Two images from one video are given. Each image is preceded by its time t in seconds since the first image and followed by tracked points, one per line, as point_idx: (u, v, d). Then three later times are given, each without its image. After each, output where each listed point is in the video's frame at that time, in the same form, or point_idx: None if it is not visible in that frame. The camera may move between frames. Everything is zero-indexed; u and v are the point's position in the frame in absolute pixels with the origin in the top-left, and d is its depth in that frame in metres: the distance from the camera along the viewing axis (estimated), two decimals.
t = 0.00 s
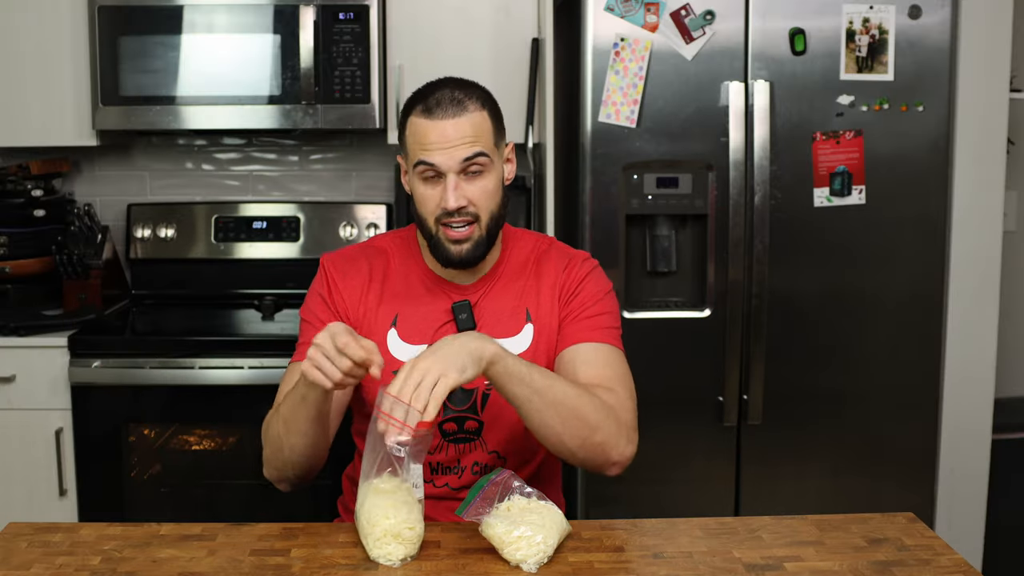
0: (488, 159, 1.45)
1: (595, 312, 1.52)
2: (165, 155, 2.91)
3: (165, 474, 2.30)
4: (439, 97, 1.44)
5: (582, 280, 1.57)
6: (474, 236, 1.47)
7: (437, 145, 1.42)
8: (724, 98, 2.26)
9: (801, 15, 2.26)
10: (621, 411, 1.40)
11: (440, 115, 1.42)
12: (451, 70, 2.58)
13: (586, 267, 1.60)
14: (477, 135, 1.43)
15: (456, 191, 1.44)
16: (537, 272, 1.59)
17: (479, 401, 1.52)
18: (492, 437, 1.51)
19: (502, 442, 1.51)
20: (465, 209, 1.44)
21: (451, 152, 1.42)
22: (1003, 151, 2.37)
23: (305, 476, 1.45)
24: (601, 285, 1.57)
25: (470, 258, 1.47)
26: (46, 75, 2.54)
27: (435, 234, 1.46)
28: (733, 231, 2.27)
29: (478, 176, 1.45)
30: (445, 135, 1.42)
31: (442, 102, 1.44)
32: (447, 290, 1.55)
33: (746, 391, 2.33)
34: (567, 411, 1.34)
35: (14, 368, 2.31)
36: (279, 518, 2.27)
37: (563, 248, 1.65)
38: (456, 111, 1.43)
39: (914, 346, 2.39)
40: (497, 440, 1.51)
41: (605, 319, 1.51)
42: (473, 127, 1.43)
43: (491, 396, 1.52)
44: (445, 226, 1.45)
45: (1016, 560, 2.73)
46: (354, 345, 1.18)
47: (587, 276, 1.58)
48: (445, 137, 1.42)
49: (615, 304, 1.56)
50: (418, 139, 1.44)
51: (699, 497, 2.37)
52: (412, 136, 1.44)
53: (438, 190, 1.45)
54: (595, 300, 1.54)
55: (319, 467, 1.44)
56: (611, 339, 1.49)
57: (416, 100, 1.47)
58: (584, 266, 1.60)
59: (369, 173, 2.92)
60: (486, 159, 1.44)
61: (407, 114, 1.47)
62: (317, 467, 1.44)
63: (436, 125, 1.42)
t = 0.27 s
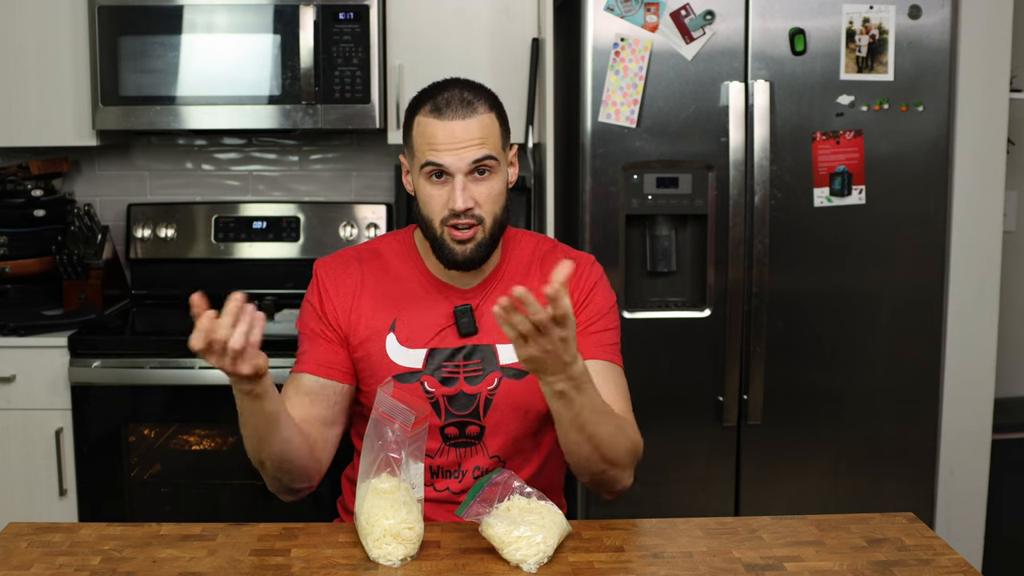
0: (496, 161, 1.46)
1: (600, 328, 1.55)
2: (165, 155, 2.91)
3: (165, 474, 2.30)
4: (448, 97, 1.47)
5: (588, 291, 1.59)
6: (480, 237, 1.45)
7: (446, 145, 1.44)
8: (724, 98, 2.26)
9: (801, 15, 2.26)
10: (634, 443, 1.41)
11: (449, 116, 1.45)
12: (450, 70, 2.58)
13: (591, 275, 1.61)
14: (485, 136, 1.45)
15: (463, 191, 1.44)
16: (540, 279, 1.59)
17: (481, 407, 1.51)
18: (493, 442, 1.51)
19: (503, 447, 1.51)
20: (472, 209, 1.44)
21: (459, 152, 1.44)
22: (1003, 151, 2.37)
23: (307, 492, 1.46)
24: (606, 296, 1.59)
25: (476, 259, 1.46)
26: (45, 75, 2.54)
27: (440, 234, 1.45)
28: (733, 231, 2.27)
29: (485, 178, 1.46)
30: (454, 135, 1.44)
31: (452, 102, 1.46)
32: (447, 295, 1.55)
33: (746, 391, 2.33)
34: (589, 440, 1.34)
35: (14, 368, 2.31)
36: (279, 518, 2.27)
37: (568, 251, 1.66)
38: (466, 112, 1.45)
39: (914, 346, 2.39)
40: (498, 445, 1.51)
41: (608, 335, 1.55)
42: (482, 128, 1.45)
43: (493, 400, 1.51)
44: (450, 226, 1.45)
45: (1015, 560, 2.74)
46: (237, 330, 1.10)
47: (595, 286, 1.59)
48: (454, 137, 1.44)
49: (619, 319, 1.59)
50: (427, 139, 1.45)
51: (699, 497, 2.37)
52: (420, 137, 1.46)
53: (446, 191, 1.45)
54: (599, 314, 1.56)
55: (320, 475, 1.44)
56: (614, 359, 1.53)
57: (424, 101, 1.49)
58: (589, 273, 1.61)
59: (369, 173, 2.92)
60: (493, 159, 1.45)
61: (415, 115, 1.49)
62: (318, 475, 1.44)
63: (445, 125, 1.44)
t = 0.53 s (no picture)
0: (502, 169, 1.46)
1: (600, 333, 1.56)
2: (165, 155, 2.91)
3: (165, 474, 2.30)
4: (454, 102, 1.47)
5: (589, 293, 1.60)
6: (482, 242, 1.46)
7: (451, 151, 1.44)
8: (724, 98, 2.26)
9: (800, 15, 2.25)
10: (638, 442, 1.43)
11: (454, 121, 1.45)
12: (450, 70, 2.58)
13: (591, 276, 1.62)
14: (490, 143, 1.45)
15: (468, 198, 1.44)
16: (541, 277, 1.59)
17: (481, 406, 1.51)
18: (492, 441, 1.51)
19: (503, 446, 1.51)
20: (476, 215, 1.44)
21: (464, 158, 1.44)
22: (1003, 151, 2.37)
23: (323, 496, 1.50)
24: (609, 300, 1.60)
25: (477, 263, 1.46)
26: (45, 75, 2.54)
27: (443, 238, 1.46)
28: (733, 231, 2.27)
29: (490, 185, 1.46)
30: (459, 141, 1.44)
31: (458, 106, 1.46)
32: (447, 294, 1.55)
33: (746, 391, 2.33)
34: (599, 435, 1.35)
35: (14, 368, 2.31)
36: (280, 518, 2.27)
37: (569, 253, 1.67)
38: (471, 117, 1.45)
39: (914, 346, 2.39)
40: (497, 444, 1.51)
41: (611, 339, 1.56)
42: (488, 134, 1.45)
43: (492, 400, 1.51)
44: (453, 231, 1.45)
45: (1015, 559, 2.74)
46: (232, 296, 1.11)
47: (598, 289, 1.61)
48: (459, 143, 1.44)
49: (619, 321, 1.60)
50: (431, 144, 1.45)
51: (699, 497, 2.37)
52: (425, 141, 1.46)
53: (450, 196, 1.45)
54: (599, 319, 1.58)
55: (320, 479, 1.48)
56: (614, 362, 1.54)
57: (429, 102, 1.49)
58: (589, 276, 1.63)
59: (369, 173, 2.92)
60: (499, 166, 1.45)
61: (419, 117, 1.49)
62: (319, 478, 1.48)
63: (450, 130, 1.44)
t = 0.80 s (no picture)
0: (507, 160, 1.46)
1: (597, 340, 1.57)
2: (165, 155, 2.91)
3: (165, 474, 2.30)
4: (463, 94, 1.47)
5: (587, 298, 1.59)
6: (486, 234, 1.46)
7: (459, 139, 1.44)
8: (724, 98, 2.26)
9: (800, 15, 2.25)
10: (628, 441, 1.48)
11: (464, 111, 1.45)
12: (451, 70, 2.58)
13: (590, 282, 1.61)
14: (498, 134, 1.45)
15: (474, 187, 1.44)
16: (539, 281, 1.59)
17: (477, 409, 1.53)
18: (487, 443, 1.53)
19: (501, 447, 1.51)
20: (480, 205, 1.45)
21: (473, 147, 1.44)
22: (1003, 151, 2.37)
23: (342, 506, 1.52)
24: (607, 306, 1.60)
25: (480, 255, 1.47)
26: (45, 75, 2.54)
27: (447, 229, 1.46)
28: (733, 231, 2.27)
29: (496, 176, 1.46)
30: (467, 130, 1.44)
31: (467, 97, 1.46)
32: (445, 295, 1.55)
33: (746, 391, 2.33)
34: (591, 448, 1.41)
35: (14, 368, 2.31)
36: (280, 518, 2.27)
37: (569, 255, 1.66)
38: (480, 108, 1.45)
39: (914, 346, 2.39)
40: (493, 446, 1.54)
41: (608, 348, 1.57)
42: (496, 125, 1.45)
43: (488, 403, 1.53)
44: (458, 221, 1.45)
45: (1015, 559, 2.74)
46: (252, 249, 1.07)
47: (597, 294, 1.60)
48: (468, 132, 1.44)
49: (617, 328, 1.61)
50: (440, 132, 1.45)
51: (699, 497, 2.37)
52: (433, 130, 1.46)
53: (456, 185, 1.46)
54: (597, 327, 1.58)
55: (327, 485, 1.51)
56: (611, 370, 1.56)
57: (438, 93, 1.49)
58: (589, 281, 1.61)
59: (369, 173, 2.92)
60: (505, 160, 1.46)
61: (428, 107, 1.49)
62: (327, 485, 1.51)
63: (459, 119, 1.45)
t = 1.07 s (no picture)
0: (505, 155, 1.47)
1: (599, 338, 1.58)
2: (165, 155, 2.91)
3: (165, 474, 2.30)
4: (460, 91, 1.47)
5: (588, 295, 1.60)
6: (486, 229, 1.46)
7: (458, 134, 1.45)
8: (724, 98, 2.26)
9: (800, 15, 2.25)
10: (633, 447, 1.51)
11: (462, 107, 1.45)
12: (451, 69, 2.58)
13: (590, 279, 1.61)
14: (496, 129, 1.46)
15: (473, 182, 1.45)
16: (539, 279, 1.59)
17: (481, 406, 1.52)
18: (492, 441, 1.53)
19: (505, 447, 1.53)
20: (480, 200, 1.45)
21: (471, 142, 1.44)
22: (1003, 151, 2.37)
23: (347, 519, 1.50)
24: (607, 304, 1.61)
25: (481, 250, 1.46)
26: (45, 75, 2.54)
27: (447, 224, 1.46)
28: (733, 231, 2.27)
29: (494, 171, 1.46)
30: (465, 126, 1.44)
31: (464, 94, 1.47)
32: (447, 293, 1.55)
33: (746, 391, 2.33)
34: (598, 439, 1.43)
35: (14, 368, 2.31)
36: (280, 518, 2.27)
37: (568, 252, 1.67)
38: (478, 104, 1.46)
39: (915, 346, 2.39)
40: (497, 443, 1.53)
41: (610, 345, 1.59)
42: (493, 121, 1.46)
43: (493, 400, 1.52)
44: (458, 216, 1.45)
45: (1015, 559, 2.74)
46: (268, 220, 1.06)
47: (597, 291, 1.61)
48: (466, 128, 1.44)
49: (618, 328, 1.61)
50: (438, 129, 1.46)
51: (699, 497, 2.37)
52: (431, 127, 1.47)
53: (455, 181, 1.46)
54: (598, 326, 1.59)
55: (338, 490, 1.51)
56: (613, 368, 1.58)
57: (436, 92, 1.50)
58: (590, 279, 1.61)
59: (369, 173, 2.92)
60: (503, 153, 1.46)
61: (425, 106, 1.49)
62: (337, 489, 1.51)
63: (457, 116, 1.45)
